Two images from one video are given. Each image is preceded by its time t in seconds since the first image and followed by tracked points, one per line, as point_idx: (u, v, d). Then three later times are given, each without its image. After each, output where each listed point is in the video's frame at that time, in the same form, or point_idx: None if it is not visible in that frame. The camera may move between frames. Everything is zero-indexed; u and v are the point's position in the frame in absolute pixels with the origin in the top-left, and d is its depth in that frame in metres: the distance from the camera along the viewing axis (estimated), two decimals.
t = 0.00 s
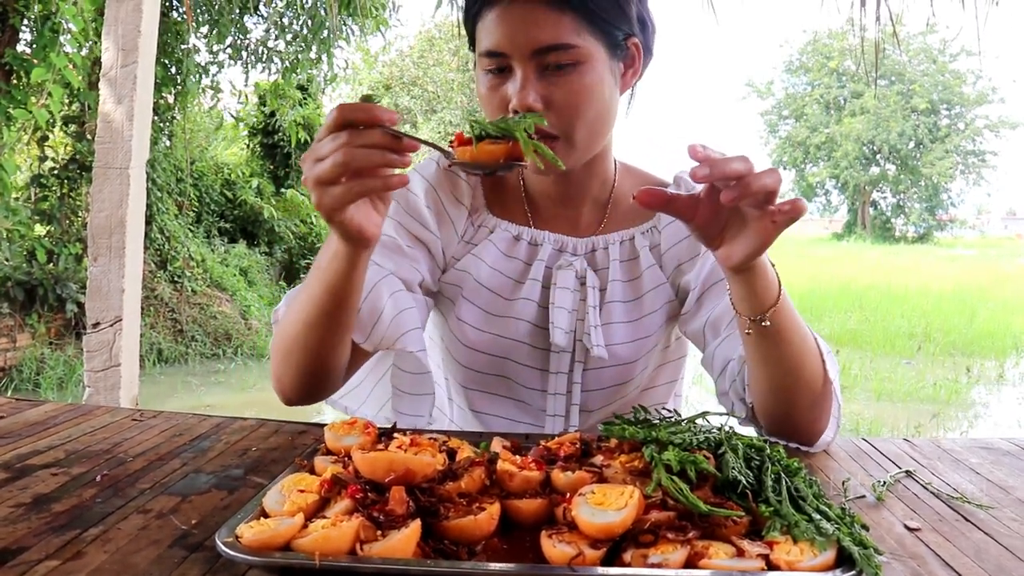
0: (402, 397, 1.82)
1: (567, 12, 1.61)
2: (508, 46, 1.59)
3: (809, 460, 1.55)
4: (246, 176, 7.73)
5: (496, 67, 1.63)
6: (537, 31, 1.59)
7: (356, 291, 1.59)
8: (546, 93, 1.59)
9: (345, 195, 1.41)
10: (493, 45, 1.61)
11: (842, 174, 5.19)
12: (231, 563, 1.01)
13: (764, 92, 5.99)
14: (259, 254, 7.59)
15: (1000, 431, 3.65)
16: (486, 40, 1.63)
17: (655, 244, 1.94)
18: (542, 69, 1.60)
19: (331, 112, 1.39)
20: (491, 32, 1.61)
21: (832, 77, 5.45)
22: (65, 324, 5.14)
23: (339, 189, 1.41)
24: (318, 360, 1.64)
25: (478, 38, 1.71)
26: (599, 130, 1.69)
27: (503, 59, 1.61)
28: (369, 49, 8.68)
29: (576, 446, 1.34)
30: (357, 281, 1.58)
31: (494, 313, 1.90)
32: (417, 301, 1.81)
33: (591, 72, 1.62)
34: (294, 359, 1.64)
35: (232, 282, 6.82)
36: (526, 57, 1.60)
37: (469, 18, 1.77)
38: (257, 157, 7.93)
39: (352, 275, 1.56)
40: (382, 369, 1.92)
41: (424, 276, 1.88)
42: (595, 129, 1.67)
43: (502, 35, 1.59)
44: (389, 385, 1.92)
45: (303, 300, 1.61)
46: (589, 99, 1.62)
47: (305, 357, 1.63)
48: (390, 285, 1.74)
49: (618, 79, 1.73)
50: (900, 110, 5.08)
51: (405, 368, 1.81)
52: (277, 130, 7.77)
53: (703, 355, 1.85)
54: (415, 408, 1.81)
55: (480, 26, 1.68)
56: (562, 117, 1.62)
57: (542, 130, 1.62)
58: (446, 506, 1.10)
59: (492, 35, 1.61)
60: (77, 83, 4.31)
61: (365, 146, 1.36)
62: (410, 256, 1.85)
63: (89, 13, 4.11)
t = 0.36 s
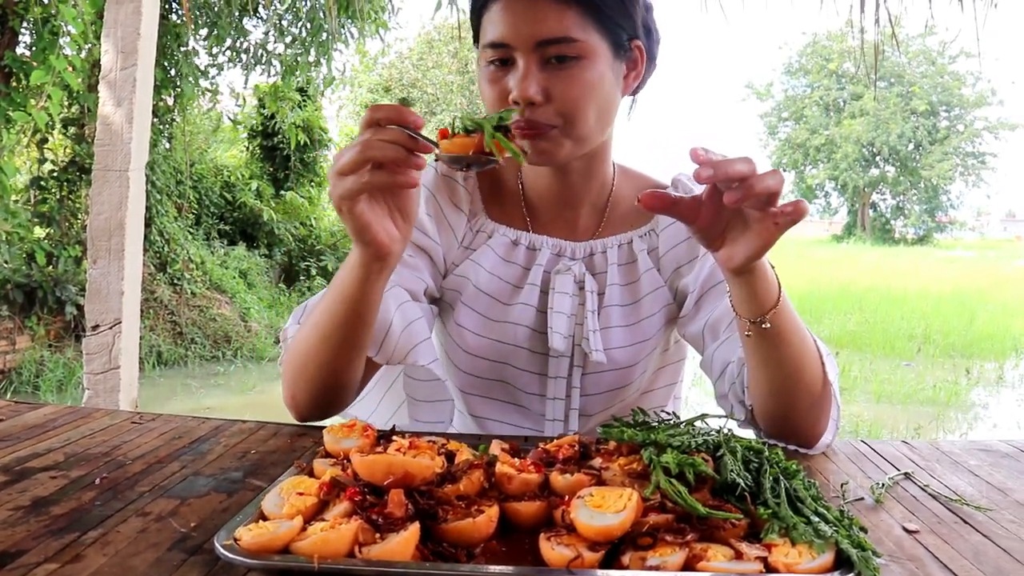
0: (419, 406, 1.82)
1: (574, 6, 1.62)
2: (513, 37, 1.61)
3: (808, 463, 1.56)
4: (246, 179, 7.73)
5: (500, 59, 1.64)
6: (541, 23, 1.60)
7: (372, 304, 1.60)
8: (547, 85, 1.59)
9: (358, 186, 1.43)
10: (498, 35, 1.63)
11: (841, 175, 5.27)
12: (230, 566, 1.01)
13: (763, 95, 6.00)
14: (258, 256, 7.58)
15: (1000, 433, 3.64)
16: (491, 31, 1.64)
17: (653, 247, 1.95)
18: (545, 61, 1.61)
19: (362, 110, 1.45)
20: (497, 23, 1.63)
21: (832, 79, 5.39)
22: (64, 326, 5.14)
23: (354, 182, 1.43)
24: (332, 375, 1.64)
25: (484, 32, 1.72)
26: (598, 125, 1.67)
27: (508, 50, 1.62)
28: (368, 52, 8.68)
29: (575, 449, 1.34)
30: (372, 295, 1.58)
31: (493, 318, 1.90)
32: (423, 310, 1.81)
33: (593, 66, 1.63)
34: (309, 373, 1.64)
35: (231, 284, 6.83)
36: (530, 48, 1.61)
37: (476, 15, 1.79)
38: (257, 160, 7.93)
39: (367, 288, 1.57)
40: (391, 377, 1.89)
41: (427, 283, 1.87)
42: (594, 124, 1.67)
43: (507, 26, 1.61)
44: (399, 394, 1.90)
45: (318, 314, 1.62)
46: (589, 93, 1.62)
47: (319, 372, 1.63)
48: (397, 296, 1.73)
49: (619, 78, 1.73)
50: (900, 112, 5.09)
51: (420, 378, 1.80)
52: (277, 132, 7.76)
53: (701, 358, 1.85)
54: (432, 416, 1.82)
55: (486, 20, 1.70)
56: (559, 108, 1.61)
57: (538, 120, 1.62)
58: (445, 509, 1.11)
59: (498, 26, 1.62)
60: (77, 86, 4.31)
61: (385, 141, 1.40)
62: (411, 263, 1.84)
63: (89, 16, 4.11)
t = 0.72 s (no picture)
0: (413, 412, 1.83)
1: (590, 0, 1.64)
2: (530, 30, 1.61)
3: (808, 465, 1.56)
4: (245, 181, 7.74)
5: (513, 52, 1.64)
6: (558, 16, 1.61)
7: (360, 308, 1.59)
8: (565, 78, 1.60)
9: (349, 208, 1.41)
10: (512, 29, 1.63)
11: (841, 177, 5.39)
12: (229, 568, 1.01)
13: (762, 96, 6.01)
14: (257, 258, 7.59)
15: (999, 435, 3.64)
16: (505, 24, 1.64)
17: (651, 250, 1.95)
18: (561, 54, 1.62)
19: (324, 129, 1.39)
20: (512, 16, 1.63)
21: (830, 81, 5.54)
22: (63, 328, 5.14)
23: (340, 204, 1.41)
24: (322, 378, 1.63)
25: (492, 27, 1.72)
26: (609, 119, 1.69)
27: (523, 44, 1.63)
28: (367, 54, 8.68)
29: (574, 452, 1.34)
30: (360, 299, 1.57)
31: (489, 323, 1.90)
32: (417, 316, 1.81)
33: (609, 60, 1.64)
34: (300, 378, 1.64)
35: (231, 286, 6.86)
36: (547, 41, 1.62)
37: (481, 12, 1.79)
38: (256, 161, 7.93)
39: (354, 295, 1.56)
40: (387, 383, 1.92)
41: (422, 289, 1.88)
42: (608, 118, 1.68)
43: (523, 19, 1.61)
44: (395, 398, 1.92)
45: (308, 318, 1.61)
46: (606, 86, 1.63)
47: (310, 377, 1.63)
48: (390, 303, 1.73)
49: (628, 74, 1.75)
50: (899, 114, 5.08)
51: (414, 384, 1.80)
52: (276, 134, 7.76)
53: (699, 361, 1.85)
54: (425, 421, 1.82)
55: (496, 15, 1.70)
56: (576, 101, 1.61)
57: (554, 112, 1.62)
58: (445, 510, 1.11)
59: (512, 19, 1.63)
60: (77, 88, 4.31)
61: (360, 158, 1.36)
62: (407, 270, 1.84)
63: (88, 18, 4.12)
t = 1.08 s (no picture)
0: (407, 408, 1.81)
1: None
2: (537, 23, 1.61)
3: (808, 468, 1.56)
4: (245, 182, 7.74)
5: (519, 46, 1.64)
6: (565, 12, 1.62)
7: (338, 290, 1.53)
8: (573, 74, 1.60)
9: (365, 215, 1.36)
10: (518, 22, 1.63)
11: (841, 178, 5.33)
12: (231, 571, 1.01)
13: (762, 97, 6.01)
14: (257, 260, 7.59)
15: (998, 438, 3.65)
16: (511, 19, 1.64)
17: (651, 254, 1.95)
18: (568, 49, 1.62)
19: (335, 128, 1.28)
20: (518, 11, 1.63)
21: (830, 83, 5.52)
22: (63, 329, 5.14)
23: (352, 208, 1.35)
24: (293, 359, 1.58)
25: (497, 23, 1.73)
26: (615, 117, 1.68)
27: (529, 38, 1.63)
28: (368, 56, 8.69)
29: (574, 454, 1.34)
30: (338, 285, 1.52)
31: (488, 330, 1.90)
32: (400, 312, 1.79)
33: (616, 56, 1.65)
34: (270, 358, 1.58)
35: (231, 287, 6.87)
36: (555, 35, 1.62)
37: (485, 9, 1.79)
38: (256, 163, 7.94)
39: (333, 281, 1.50)
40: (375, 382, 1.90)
41: (407, 287, 1.86)
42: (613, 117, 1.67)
43: (529, 13, 1.62)
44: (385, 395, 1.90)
45: (280, 297, 1.55)
46: (613, 82, 1.63)
47: (281, 362, 1.58)
48: (371, 299, 1.72)
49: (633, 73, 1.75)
50: (899, 116, 5.09)
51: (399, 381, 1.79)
52: (276, 135, 7.75)
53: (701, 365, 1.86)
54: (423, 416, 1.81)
55: (501, 11, 1.70)
56: (583, 97, 1.61)
57: (562, 108, 1.61)
58: (446, 513, 1.11)
59: (518, 13, 1.63)
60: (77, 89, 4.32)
61: (385, 168, 1.30)
62: (394, 265, 1.83)
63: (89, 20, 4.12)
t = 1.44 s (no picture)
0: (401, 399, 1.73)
1: None
2: (534, 21, 1.61)
3: (809, 471, 1.56)
4: (245, 184, 7.75)
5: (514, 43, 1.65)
6: (564, 10, 1.62)
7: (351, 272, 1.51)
8: (567, 73, 1.60)
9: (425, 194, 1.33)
10: (516, 19, 1.63)
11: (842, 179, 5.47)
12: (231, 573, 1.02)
13: (763, 98, 6.02)
14: (258, 261, 7.60)
15: (999, 440, 3.64)
16: (508, 15, 1.65)
17: (652, 257, 1.95)
18: (564, 48, 1.62)
19: (427, 103, 1.29)
20: (516, 8, 1.63)
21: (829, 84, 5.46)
22: (63, 330, 5.14)
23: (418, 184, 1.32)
24: (287, 342, 1.54)
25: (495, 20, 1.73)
26: (611, 119, 1.67)
27: (526, 35, 1.63)
28: (369, 58, 8.70)
29: (575, 456, 1.34)
30: (350, 267, 1.50)
31: (487, 336, 1.90)
32: (388, 306, 1.76)
33: (613, 57, 1.65)
34: (265, 338, 1.53)
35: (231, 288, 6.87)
36: (552, 33, 1.62)
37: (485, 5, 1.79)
38: (256, 164, 7.94)
39: (347, 261, 1.48)
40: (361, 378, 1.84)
41: (399, 285, 1.83)
42: (608, 119, 1.66)
43: (527, 11, 1.62)
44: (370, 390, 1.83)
45: (283, 276, 1.49)
46: (608, 83, 1.62)
47: (275, 343, 1.54)
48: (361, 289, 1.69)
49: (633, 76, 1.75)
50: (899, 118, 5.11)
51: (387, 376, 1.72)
52: (277, 137, 7.75)
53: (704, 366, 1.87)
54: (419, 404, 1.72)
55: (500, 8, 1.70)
56: (577, 98, 1.61)
57: (555, 107, 1.61)
58: (446, 515, 1.11)
59: (516, 10, 1.63)
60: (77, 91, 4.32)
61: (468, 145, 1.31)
62: (386, 261, 1.81)
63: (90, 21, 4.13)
